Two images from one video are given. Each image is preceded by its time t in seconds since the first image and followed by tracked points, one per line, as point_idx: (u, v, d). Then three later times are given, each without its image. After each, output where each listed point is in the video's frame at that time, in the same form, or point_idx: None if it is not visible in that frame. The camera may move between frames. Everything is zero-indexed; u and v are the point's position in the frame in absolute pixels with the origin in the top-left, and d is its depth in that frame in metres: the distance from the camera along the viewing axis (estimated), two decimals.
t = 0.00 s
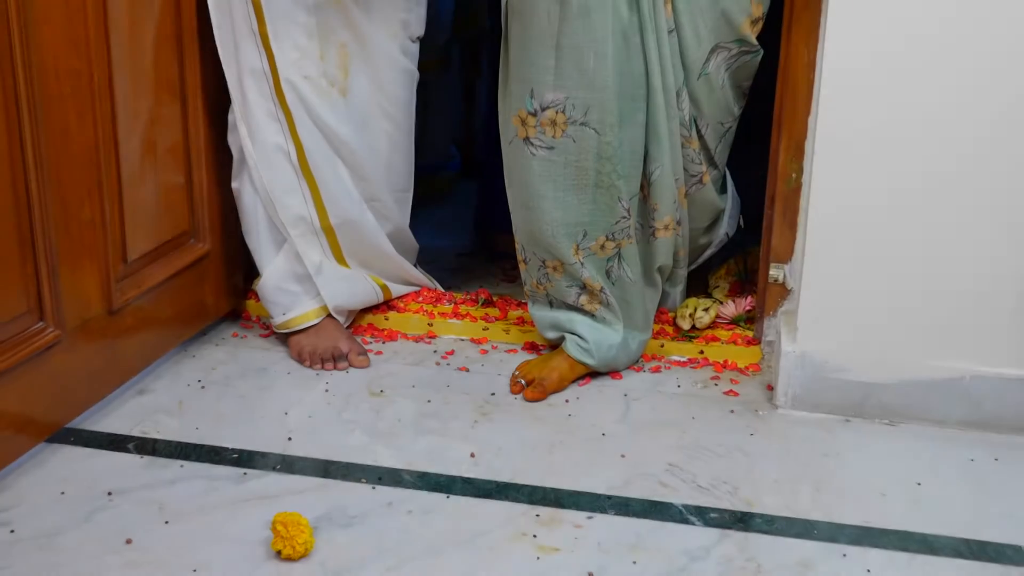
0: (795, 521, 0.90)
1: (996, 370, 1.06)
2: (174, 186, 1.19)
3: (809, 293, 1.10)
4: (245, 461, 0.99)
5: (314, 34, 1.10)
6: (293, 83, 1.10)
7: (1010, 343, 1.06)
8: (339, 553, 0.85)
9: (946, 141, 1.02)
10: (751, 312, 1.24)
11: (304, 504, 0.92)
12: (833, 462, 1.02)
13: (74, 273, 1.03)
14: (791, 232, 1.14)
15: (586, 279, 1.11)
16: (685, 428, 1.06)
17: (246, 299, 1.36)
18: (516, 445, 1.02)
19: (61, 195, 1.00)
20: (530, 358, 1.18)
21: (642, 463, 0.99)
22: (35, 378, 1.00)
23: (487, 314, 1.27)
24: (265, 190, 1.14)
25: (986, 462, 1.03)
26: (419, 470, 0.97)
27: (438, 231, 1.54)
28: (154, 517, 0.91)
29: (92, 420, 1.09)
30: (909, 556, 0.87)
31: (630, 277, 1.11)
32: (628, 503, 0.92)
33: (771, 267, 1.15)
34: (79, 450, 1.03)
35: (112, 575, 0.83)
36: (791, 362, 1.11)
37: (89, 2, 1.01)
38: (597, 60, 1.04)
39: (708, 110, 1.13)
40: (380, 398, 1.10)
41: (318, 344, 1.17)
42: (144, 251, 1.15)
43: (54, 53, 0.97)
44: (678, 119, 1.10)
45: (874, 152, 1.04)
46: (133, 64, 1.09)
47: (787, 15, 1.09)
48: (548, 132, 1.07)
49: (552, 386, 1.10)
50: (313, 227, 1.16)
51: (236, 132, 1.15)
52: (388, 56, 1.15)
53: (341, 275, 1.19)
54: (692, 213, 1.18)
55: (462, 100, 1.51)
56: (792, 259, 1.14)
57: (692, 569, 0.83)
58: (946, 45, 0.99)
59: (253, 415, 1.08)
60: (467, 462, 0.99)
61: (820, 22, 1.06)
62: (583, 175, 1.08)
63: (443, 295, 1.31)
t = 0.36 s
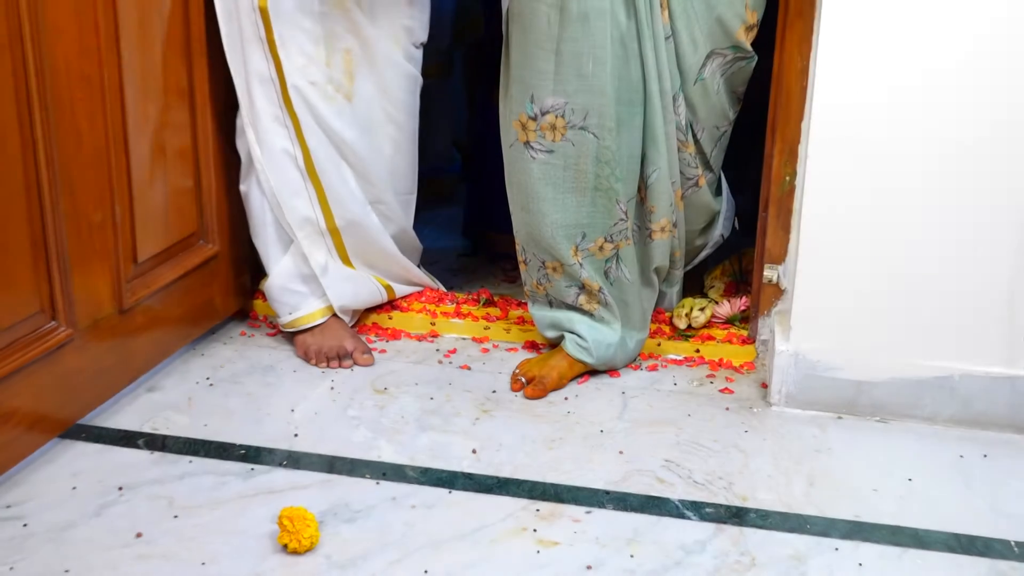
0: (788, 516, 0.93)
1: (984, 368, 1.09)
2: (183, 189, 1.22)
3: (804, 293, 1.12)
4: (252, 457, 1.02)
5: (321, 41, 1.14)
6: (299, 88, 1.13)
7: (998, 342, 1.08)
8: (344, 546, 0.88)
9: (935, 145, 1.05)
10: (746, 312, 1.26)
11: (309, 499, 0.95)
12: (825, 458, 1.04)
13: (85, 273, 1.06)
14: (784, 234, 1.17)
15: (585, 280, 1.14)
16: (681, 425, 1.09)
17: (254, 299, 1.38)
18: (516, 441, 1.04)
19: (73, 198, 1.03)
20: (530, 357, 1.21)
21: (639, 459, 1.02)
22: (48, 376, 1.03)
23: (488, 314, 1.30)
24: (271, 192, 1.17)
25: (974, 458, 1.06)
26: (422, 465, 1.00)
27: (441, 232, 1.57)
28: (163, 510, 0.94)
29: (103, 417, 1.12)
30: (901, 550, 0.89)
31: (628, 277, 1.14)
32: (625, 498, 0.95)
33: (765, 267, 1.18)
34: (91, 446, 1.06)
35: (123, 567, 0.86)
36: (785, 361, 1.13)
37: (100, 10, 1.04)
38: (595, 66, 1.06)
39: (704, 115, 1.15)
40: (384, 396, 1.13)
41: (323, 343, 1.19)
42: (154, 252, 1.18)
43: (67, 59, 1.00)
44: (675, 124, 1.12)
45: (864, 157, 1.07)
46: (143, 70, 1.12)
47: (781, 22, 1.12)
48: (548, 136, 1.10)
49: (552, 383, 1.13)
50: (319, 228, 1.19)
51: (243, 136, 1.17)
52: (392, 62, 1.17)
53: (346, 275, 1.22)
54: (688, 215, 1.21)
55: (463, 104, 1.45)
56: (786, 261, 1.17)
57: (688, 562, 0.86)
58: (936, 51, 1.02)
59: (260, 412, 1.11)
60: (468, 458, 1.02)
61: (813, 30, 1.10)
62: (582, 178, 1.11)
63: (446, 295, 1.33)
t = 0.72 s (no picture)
0: (783, 516, 0.96)
1: (974, 372, 1.12)
2: (195, 194, 1.25)
3: (798, 298, 1.15)
4: (260, 456, 1.05)
5: (328, 50, 1.17)
6: (307, 97, 1.16)
7: (987, 346, 1.11)
8: (349, 544, 0.90)
9: (927, 154, 1.08)
10: (742, 316, 1.28)
11: (315, 498, 0.97)
12: (819, 459, 1.07)
13: (99, 276, 1.09)
14: (780, 240, 1.20)
15: (586, 284, 1.17)
16: (678, 426, 1.12)
17: (263, 301, 1.41)
18: (518, 442, 1.07)
19: (88, 202, 1.06)
20: (532, 359, 1.24)
21: (637, 459, 1.05)
22: (63, 375, 1.06)
23: (490, 317, 1.32)
24: (280, 198, 1.20)
25: (965, 460, 1.09)
26: (426, 464, 1.03)
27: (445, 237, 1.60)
28: (173, 507, 0.96)
29: (115, 416, 1.15)
30: (892, 550, 0.92)
31: (628, 282, 1.17)
32: (624, 498, 0.98)
33: (761, 273, 1.20)
34: (103, 444, 1.09)
35: (133, 563, 0.89)
36: (780, 364, 1.16)
37: (115, 19, 1.07)
38: (598, 76, 1.10)
39: (702, 124, 1.18)
40: (389, 396, 1.16)
41: (330, 345, 1.22)
42: (166, 255, 1.21)
43: (82, 67, 1.03)
44: (674, 132, 1.15)
45: (857, 166, 1.10)
46: (156, 78, 1.15)
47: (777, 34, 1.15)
48: (551, 144, 1.13)
49: (552, 385, 1.16)
50: (326, 233, 1.22)
51: (253, 143, 1.21)
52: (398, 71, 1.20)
53: (353, 279, 1.24)
54: (687, 222, 1.24)
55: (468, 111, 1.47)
56: (781, 266, 1.20)
57: (685, 560, 0.89)
58: (928, 62, 1.05)
59: (268, 411, 1.14)
60: (471, 457, 1.04)
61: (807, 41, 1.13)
62: (584, 185, 1.14)
63: (450, 298, 1.35)
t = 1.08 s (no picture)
0: (778, 517, 0.99)
1: (965, 375, 1.15)
2: (204, 204, 1.28)
3: (792, 304, 1.18)
4: (268, 459, 1.08)
5: (334, 64, 1.20)
6: (313, 109, 1.18)
7: (977, 350, 1.14)
8: (355, 545, 0.93)
9: (916, 163, 1.11)
10: (738, 322, 1.31)
11: (321, 500, 1.00)
12: (813, 461, 1.10)
13: (110, 284, 1.12)
14: (774, 247, 1.23)
15: (585, 291, 1.20)
16: (676, 429, 1.15)
17: (270, 308, 1.44)
18: (519, 445, 1.10)
19: (99, 212, 1.09)
20: (533, 363, 1.27)
21: (636, 461, 1.08)
22: (75, 382, 1.09)
23: (492, 322, 1.34)
24: (287, 208, 1.22)
25: (955, 461, 1.12)
26: (429, 467, 1.06)
27: (447, 244, 1.63)
28: (183, 510, 0.99)
29: (126, 420, 1.18)
30: (885, 550, 0.95)
31: (626, 289, 1.20)
32: (623, 499, 1.01)
33: (756, 279, 1.24)
34: (115, 448, 1.12)
35: (144, 564, 0.91)
36: (775, 367, 1.19)
37: (126, 34, 1.10)
38: (597, 88, 1.13)
39: (698, 135, 1.21)
40: (393, 400, 1.19)
41: (336, 350, 1.25)
42: (176, 264, 1.24)
43: (94, 81, 1.06)
44: (671, 142, 1.18)
45: (849, 175, 1.13)
46: (166, 91, 1.18)
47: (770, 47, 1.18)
48: (551, 154, 1.16)
49: (553, 389, 1.19)
50: (332, 241, 1.25)
51: (261, 154, 1.23)
52: (402, 84, 1.23)
53: (358, 286, 1.27)
54: (684, 230, 1.27)
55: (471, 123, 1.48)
56: (775, 272, 1.23)
57: (683, 560, 0.92)
58: (917, 74, 1.08)
59: (275, 415, 1.17)
60: (474, 460, 1.07)
61: (800, 53, 1.16)
62: (583, 194, 1.17)
63: (452, 304, 1.38)
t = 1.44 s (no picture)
0: (775, 525, 1.01)
1: (957, 385, 1.17)
2: (210, 218, 1.30)
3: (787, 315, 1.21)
4: (273, 469, 1.10)
5: (337, 81, 1.21)
6: (318, 124, 1.20)
7: (969, 360, 1.17)
8: (359, 554, 0.95)
9: (907, 176, 1.14)
10: (734, 332, 1.34)
11: (326, 509, 1.02)
12: (808, 469, 1.12)
13: (119, 297, 1.14)
14: (769, 259, 1.25)
15: (584, 303, 1.22)
16: (674, 438, 1.17)
17: (276, 320, 1.47)
18: (520, 454, 1.12)
19: (108, 226, 1.11)
20: (534, 374, 1.29)
21: (635, 470, 1.10)
22: (84, 393, 1.11)
23: (494, 333, 1.38)
24: (292, 222, 1.24)
25: (948, 469, 1.14)
26: (432, 477, 1.08)
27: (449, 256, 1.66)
28: (190, 520, 1.01)
29: (135, 431, 1.20)
30: (880, 558, 0.97)
31: (624, 300, 1.22)
32: (622, 508, 1.03)
33: (752, 290, 1.26)
34: (123, 459, 1.14)
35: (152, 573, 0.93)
36: (771, 378, 1.21)
37: (134, 53, 1.12)
38: (594, 104, 1.15)
39: (694, 149, 1.24)
40: (396, 411, 1.21)
41: (340, 362, 1.27)
42: (183, 277, 1.26)
43: (103, 99, 1.09)
44: (667, 157, 1.21)
45: (841, 189, 1.16)
46: (173, 108, 1.21)
47: (764, 63, 1.21)
48: (550, 169, 1.18)
49: (553, 400, 1.21)
50: (336, 254, 1.27)
51: (267, 169, 1.26)
52: (404, 100, 1.26)
53: (361, 298, 1.30)
54: (681, 242, 1.29)
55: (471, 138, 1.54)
56: (771, 284, 1.25)
57: (681, 569, 0.94)
58: (907, 90, 1.11)
59: (281, 426, 1.19)
60: (476, 470, 1.09)
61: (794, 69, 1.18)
62: (582, 208, 1.19)
63: (454, 315, 1.41)
